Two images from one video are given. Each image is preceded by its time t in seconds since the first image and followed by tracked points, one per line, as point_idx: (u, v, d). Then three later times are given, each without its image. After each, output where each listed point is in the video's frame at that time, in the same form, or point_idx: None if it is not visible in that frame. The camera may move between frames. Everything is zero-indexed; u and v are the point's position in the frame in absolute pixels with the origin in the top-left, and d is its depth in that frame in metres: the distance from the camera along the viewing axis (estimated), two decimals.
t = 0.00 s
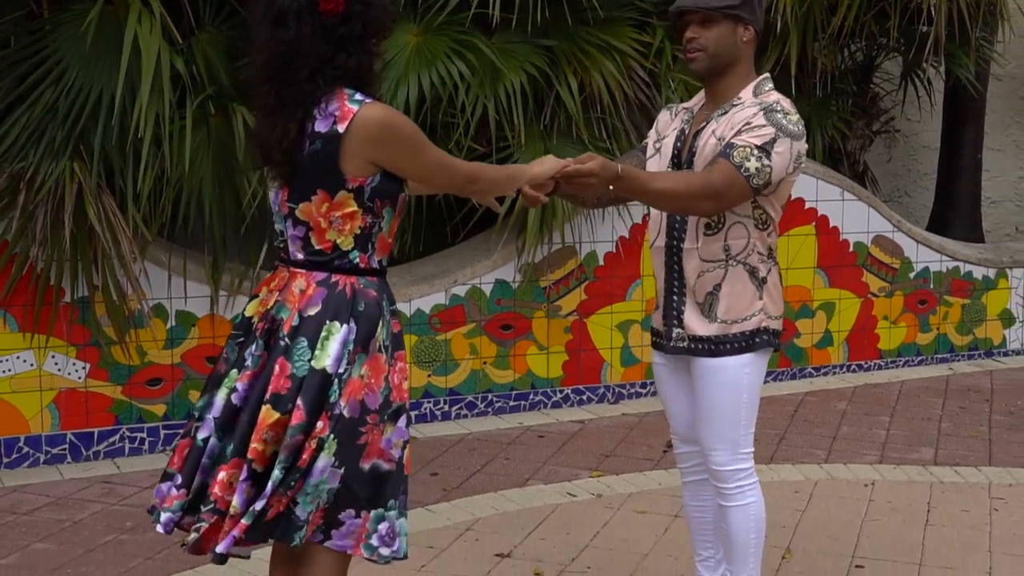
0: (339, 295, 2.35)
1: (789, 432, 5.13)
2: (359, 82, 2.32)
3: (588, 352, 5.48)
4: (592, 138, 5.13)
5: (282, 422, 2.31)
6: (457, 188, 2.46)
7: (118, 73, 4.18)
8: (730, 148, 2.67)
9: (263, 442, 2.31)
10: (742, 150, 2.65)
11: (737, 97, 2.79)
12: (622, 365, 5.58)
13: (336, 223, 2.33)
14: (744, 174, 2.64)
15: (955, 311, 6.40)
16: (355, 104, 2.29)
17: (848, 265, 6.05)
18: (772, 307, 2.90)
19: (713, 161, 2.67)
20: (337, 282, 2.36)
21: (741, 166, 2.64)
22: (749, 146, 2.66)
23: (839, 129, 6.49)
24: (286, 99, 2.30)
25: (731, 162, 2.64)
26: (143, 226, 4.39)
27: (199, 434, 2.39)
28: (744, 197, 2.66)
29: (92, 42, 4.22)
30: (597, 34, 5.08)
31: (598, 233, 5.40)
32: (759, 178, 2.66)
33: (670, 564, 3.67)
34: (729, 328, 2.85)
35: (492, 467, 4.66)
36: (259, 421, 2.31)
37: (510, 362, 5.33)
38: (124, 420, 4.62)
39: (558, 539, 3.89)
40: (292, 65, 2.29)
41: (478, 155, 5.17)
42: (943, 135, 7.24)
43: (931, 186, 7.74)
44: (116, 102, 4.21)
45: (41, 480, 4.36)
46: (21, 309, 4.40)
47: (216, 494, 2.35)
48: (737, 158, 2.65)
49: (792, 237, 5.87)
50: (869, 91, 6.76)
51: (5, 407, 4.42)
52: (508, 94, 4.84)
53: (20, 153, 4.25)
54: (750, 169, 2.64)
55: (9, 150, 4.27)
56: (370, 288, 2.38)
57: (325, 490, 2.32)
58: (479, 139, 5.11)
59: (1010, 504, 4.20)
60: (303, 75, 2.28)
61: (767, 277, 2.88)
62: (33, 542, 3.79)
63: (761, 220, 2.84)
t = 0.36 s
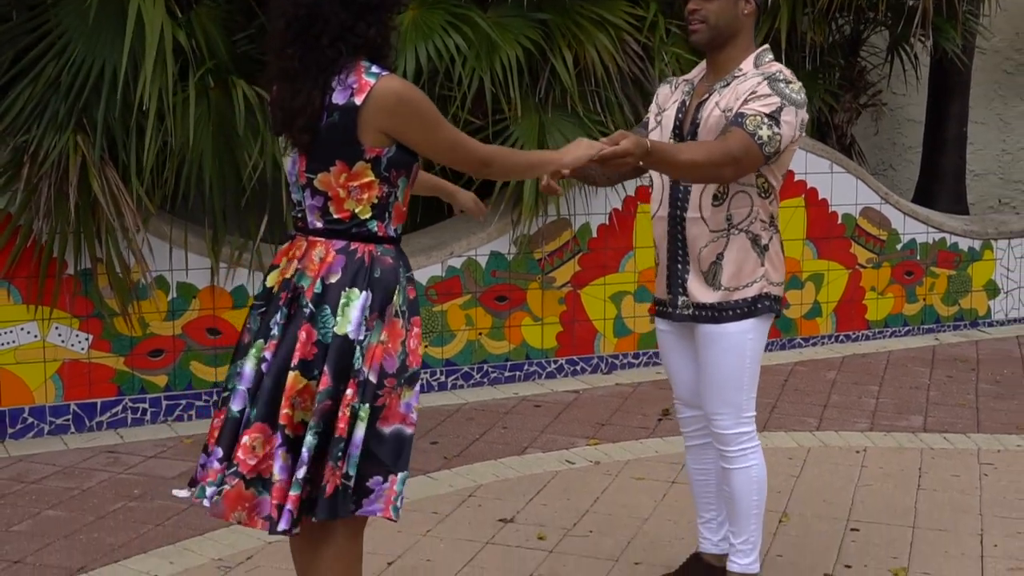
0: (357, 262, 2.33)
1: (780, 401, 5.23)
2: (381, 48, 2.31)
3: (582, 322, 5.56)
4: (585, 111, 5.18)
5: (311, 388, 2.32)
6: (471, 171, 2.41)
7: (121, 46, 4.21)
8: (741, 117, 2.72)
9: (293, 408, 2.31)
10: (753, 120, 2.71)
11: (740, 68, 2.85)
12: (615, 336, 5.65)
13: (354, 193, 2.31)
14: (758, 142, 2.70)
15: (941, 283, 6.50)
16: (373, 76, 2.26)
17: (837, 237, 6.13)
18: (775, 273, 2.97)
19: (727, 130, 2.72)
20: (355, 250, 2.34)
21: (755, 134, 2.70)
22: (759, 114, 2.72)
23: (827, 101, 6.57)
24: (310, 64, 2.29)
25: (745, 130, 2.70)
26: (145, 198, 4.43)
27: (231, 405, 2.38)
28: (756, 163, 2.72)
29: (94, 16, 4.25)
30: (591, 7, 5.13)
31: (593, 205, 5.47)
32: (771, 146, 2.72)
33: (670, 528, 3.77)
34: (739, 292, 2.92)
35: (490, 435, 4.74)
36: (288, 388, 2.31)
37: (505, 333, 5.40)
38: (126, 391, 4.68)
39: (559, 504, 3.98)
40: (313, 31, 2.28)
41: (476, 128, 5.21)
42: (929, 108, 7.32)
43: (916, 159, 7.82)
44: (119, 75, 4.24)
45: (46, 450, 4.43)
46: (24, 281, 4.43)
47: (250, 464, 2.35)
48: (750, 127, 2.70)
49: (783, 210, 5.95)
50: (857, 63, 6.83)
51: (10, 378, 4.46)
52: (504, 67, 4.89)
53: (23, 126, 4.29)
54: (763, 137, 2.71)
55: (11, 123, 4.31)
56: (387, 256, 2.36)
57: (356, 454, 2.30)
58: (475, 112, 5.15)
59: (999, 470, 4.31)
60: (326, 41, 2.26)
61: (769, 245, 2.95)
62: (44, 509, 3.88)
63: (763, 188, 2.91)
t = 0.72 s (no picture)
0: (382, 237, 2.35)
1: (768, 373, 5.33)
2: (394, 26, 2.32)
3: (573, 297, 5.63)
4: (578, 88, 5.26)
5: (356, 361, 2.34)
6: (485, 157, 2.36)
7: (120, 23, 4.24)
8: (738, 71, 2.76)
9: (345, 380, 2.34)
10: (750, 71, 2.75)
11: (730, 44, 2.92)
12: (605, 310, 5.73)
13: (375, 170, 2.32)
14: (759, 89, 2.72)
15: (923, 257, 6.61)
16: (387, 56, 2.26)
17: (822, 212, 6.23)
18: (768, 235, 3.04)
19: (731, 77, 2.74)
20: (379, 225, 2.35)
21: (755, 82, 2.73)
22: (754, 67, 2.76)
23: (811, 78, 6.65)
24: (320, 39, 2.28)
25: (746, 77, 2.72)
26: (145, 175, 4.48)
27: (275, 381, 2.38)
28: (753, 111, 2.72)
29: None
30: None
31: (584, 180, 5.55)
32: (771, 95, 2.75)
33: (666, 497, 3.86)
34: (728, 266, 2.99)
35: (485, 408, 4.82)
36: (336, 362, 2.33)
37: (498, 308, 5.47)
38: (126, 365, 4.72)
39: (557, 474, 4.06)
40: (325, 7, 2.28)
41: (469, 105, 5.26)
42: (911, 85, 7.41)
43: (898, 136, 7.91)
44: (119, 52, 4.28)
45: (47, 424, 4.48)
46: (24, 257, 4.47)
47: (287, 438, 2.34)
48: (749, 75, 2.73)
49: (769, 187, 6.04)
50: (841, 41, 6.90)
51: (11, 353, 4.51)
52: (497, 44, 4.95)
53: (23, 104, 4.33)
54: (763, 85, 2.73)
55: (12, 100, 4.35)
56: (409, 230, 2.37)
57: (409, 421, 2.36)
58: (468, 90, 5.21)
59: (983, 439, 4.44)
60: (335, 17, 2.27)
61: (762, 206, 3.02)
62: (50, 481, 3.96)
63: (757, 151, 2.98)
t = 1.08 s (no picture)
0: (417, 212, 2.42)
1: (751, 350, 5.43)
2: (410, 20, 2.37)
3: (559, 276, 5.71)
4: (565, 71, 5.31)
5: (398, 334, 2.41)
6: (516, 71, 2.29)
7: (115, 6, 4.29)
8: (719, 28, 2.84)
9: (385, 353, 2.40)
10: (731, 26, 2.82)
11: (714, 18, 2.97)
12: (589, 290, 5.81)
13: (404, 142, 2.38)
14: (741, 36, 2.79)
15: (900, 236, 6.74)
16: (400, 26, 2.31)
17: (802, 192, 6.33)
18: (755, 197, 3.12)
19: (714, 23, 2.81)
20: (414, 200, 2.43)
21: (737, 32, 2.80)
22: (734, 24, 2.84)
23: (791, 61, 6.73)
24: (338, 31, 2.33)
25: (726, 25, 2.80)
26: (139, 155, 4.53)
27: (316, 357, 2.44)
28: (735, 65, 2.80)
29: None
30: None
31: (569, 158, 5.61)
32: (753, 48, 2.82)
33: (658, 471, 3.95)
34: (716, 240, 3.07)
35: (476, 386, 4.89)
36: (374, 336, 2.39)
37: (485, 287, 5.54)
38: (119, 345, 4.76)
39: (550, 450, 4.14)
40: (343, 2, 2.33)
41: (457, 88, 5.30)
42: (888, 66, 7.52)
43: (873, 116, 8.02)
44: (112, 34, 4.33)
45: (43, 403, 4.52)
46: (18, 238, 4.51)
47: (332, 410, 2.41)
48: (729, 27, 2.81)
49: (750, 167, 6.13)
50: (820, 23, 6.99)
51: (5, 333, 4.55)
52: (486, 26, 5.01)
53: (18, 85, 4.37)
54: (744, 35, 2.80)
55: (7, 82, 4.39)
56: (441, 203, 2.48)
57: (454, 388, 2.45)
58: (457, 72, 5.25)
59: (962, 413, 4.57)
60: (352, 14, 2.32)
61: (747, 168, 3.09)
62: (51, 459, 4.01)
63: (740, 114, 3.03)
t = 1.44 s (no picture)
0: (427, 180, 2.50)
1: (729, 332, 5.53)
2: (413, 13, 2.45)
3: (540, 261, 5.79)
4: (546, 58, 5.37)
5: (432, 298, 2.46)
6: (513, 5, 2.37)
7: None
8: None
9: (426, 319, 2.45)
10: None
11: None
12: (570, 274, 5.89)
13: (413, 112, 2.47)
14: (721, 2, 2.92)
15: (871, 220, 6.86)
16: None
17: (776, 176, 6.43)
18: (733, 174, 3.20)
19: None
20: (423, 168, 2.51)
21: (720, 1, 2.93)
22: None
23: (764, 48, 6.84)
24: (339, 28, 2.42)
25: None
26: (128, 141, 4.57)
27: (344, 328, 2.49)
28: (708, 29, 2.92)
29: None
30: None
31: (551, 142, 5.70)
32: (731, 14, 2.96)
33: (646, 450, 4.04)
34: (698, 232, 3.14)
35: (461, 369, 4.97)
36: (415, 304, 2.44)
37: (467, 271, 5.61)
38: (107, 330, 4.80)
39: (538, 430, 4.23)
40: None
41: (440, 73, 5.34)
42: (857, 53, 7.64)
43: (842, 102, 8.15)
44: (102, 20, 4.38)
45: (32, 389, 4.56)
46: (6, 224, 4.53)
47: (383, 379, 2.45)
48: None
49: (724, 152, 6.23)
50: (791, 10, 7.10)
51: None
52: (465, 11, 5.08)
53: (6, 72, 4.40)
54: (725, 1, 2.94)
55: None
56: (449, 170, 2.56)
57: (488, 344, 2.55)
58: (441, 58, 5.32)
59: (937, 391, 4.69)
60: (355, 11, 2.40)
61: (726, 145, 3.16)
62: (46, 443, 4.06)
63: (718, 92, 3.12)
